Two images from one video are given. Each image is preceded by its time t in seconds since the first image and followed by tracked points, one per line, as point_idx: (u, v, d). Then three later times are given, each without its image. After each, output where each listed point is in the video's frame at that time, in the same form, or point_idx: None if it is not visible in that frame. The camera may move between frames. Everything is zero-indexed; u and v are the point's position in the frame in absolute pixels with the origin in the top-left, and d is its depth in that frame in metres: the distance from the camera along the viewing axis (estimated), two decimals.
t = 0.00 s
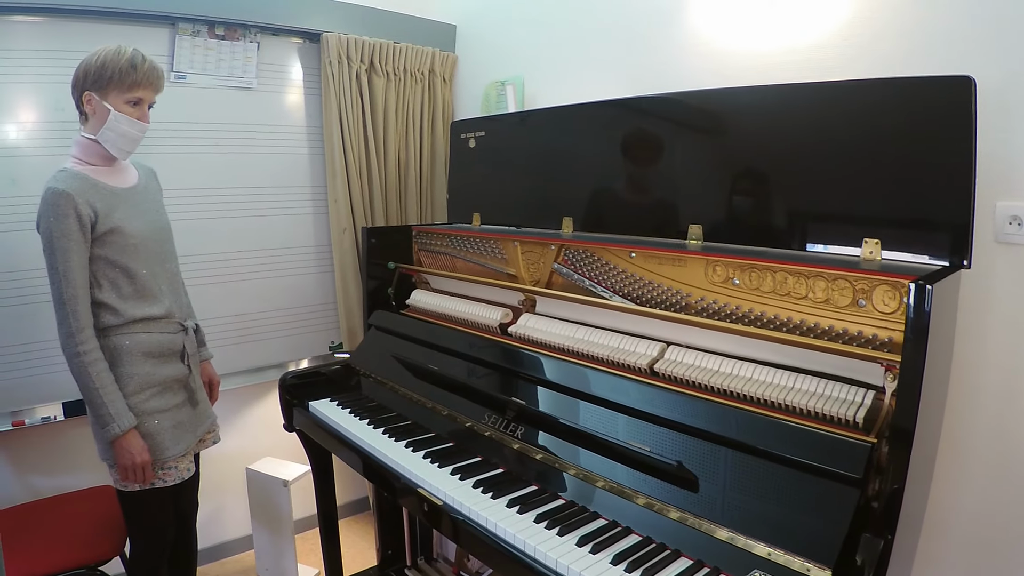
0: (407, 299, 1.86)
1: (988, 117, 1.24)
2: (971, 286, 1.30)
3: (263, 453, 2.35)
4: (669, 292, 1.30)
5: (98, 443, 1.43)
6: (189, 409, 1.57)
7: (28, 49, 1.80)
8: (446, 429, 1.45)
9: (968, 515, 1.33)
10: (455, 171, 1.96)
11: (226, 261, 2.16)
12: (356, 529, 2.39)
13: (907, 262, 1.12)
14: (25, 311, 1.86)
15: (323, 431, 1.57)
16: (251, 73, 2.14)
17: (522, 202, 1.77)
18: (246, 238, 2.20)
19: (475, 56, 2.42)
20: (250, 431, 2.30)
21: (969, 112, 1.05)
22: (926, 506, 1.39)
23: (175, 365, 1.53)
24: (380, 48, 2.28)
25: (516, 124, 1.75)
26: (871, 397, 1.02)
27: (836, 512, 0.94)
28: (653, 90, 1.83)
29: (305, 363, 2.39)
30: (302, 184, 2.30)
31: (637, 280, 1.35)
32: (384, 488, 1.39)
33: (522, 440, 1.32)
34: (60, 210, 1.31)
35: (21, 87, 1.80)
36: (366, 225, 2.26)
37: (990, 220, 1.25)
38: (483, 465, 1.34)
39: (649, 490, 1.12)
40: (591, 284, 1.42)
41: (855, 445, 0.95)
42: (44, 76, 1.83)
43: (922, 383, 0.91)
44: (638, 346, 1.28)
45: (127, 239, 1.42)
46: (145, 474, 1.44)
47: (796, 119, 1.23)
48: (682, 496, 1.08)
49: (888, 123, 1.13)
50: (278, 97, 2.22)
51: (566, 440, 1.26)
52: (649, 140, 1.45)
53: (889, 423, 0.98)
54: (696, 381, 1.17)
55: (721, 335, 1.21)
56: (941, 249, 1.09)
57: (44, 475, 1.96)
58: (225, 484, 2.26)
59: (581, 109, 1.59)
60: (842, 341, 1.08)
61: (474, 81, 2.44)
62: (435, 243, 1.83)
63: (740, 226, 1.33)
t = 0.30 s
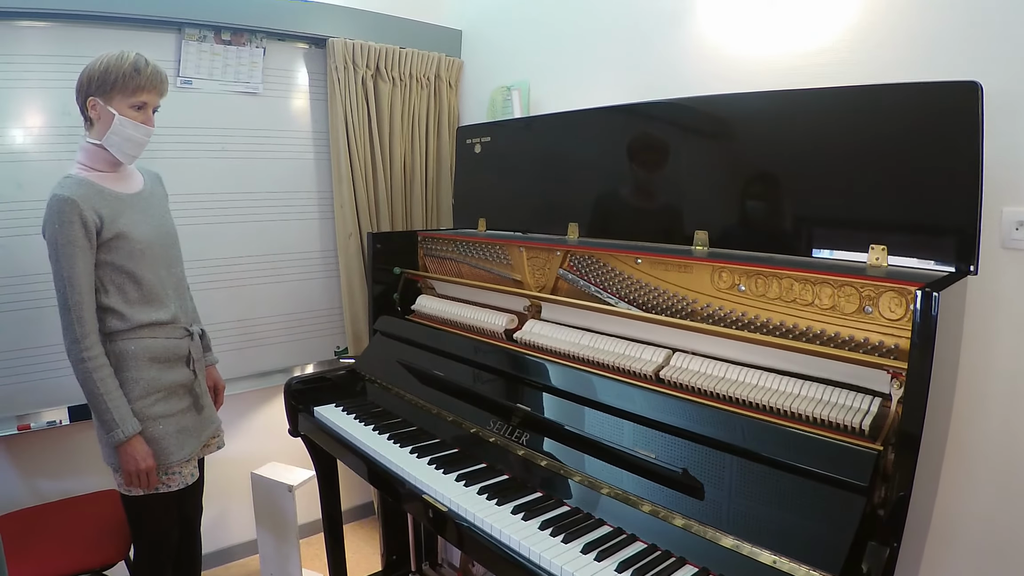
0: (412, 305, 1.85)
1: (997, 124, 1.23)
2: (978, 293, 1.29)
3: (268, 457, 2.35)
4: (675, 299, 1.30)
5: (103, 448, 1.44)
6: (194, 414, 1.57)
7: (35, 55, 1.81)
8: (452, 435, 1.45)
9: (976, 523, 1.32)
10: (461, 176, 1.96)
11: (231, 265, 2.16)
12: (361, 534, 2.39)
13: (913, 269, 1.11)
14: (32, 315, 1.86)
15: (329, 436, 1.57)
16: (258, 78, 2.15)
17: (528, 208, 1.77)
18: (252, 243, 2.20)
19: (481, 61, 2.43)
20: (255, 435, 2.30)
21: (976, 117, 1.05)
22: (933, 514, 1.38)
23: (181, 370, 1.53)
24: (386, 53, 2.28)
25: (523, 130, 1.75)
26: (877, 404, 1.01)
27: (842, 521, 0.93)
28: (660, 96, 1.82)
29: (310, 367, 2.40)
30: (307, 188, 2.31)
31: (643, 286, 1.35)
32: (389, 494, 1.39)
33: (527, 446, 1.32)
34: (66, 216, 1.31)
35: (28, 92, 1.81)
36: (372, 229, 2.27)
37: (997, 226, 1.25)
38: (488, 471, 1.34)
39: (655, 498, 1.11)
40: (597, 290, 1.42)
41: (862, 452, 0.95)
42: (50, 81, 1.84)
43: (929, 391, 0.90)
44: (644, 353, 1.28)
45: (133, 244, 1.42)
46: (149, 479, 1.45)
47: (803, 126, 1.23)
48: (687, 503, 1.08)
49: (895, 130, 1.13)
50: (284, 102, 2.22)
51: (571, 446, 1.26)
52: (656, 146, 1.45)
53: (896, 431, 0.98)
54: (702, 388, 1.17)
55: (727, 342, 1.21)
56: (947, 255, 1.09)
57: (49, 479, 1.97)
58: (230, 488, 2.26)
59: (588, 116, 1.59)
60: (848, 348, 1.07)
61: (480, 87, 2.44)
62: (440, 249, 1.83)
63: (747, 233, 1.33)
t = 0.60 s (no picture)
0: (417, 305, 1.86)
1: (1005, 125, 1.22)
2: (985, 294, 1.28)
3: (272, 457, 2.35)
4: (680, 300, 1.30)
5: (108, 448, 1.44)
6: (199, 414, 1.57)
7: (40, 55, 1.81)
8: (456, 435, 1.45)
9: (981, 524, 1.32)
10: (465, 177, 1.96)
11: (235, 266, 2.17)
12: (364, 535, 2.39)
13: (919, 270, 1.11)
14: (37, 316, 1.87)
15: (333, 436, 1.58)
16: (262, 79, 2.15)
17: (533, 208, 1.77)
18: (256, 243, 2.20)
19: (485, 61, 2.43)
20: (259, 435, 2.31)
21: (982, 118, 1.04)
22: (939, 515, 1.38)
23: (186, 370, 1.53)
24: (390, 54, 2.28)
25: (527, 130, 1.75)
26: (883, 406, 1.01)
27: (847, 523, 0.93)
28: (665, 97, 1.82)
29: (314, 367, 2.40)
30: (311, 189, 2.31)
31: (648, 287, 1.35)
32: (393, 494, 1.40)
33: (531, 447, 1.31)
34: (70, 218, 1.31)
35: (33, 92, 1.82)
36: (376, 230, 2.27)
37: (1004, 228, 1.24)
38: (492, 472, 1.34)
39: (659, 499, 1.11)
40: (602, 291, 1.41)
41: (867, 454, 0.95)
42: (55, 81, 1.84)
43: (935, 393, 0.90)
44: (648, 354, 1.28)
45: (138, 245, 1.43)
46: (153, 480, 1.45)
47: (808, 127, 1.22)
48: (692, 504, 1.08)
49: (902, 130, 1.12)
50: (289, 103, 2.23)
51: (576, 448, 1.26)
52: (661, 147, 1.45)
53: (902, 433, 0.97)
54: (707, 389, 1.17)
55: (732, 343, 1.21)
56: (953, 257, 1.09)
57: (54, 479, 1.97)
58: (234, 488, 2.26)
59: (593, 117, 1.58)
60: (854, 350, 1.07)
61: (484, 87, 2.44)
62: (445, 249, 1.83)
63: (752, 234, 1.32)
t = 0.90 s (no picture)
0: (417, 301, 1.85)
1: (1007, 117, 1.22)
2: (986, 289, 1.28)
3: (273, 454, 2.35)
4: (680, 294, 1.30)
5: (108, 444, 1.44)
6: (199, 410, 1.57)
7: (40, 51, 1.81)
8: (456, 431, 1.45)
9: (982, 519, 1.32)
10: (465, 173, 1.96)
11: (235, 262, 2.17)
12: (365, 531, 2.40)
13: (920, 265, 1.11)
14: (37, 312, 1.87)
15: (332, 433, 1.57)
16: (262, 74, 2.15)
17: (533, 204, 1.77)
18: (256, 240, 2.20)
19: (486, 57, 2.42)
20: (259, 432, 2.31)
21: (984, 111, 1.04)
22: (939, 510, 1.38)
23: (186, 367, 1.53)
24: (390, 49, 2.28)
25: (528, 125, 1.75)
26: (884, 401, 1.01)
27: (848, 518, 0.93)
28: (665, 91, 1.82)
29: (315, 364, 2.40)
30: (312, 185, 2.30)
31: (649, 282, 1.34)
32: (393, 491, 1.39)
33: (531, 443, 1.31)
34: (71, 213, 1.31)
35: (33, 88, 1.81)
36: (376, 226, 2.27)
37: (1005, 222, 1.24)
38: (493, 468, 1.34)
39: (659, 494, 1.11)
40: (602, 286, 1.41)
41: (868, 449, 0.94)
42: (56, 77, 1.84)
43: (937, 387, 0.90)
44: (649, 349, 1.28)
45: (138, 241, 1.42)
46: (153, 476, 1.45)
47: (809, 120, 1.22)
48: (692, 500, 1.07)
49: (904, 123, 1.12)
50: (289, 98, 2.22)
51: (576, 443, 1.25)
52: (661, 142, 1.44)
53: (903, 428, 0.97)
54: (707, 384, 1.16)
55: (733, 338, 1.21)
56: (954, 251, 1.08)
57: (54, 475, 1.97)
58: (235, 485, 2.27)
59: (593, 111, 1.58)
60: (855, 345, 1.07)
61: (485, 83, 2.43)
62: (445, 244, 1.83)
63: (753, 229, 1.32)
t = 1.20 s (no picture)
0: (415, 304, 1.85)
1: (1006, 120, 1.21)
2: (986, 292, 1.27)
3: (271, 457, 2.35)
4: (679, 298, 1.29)
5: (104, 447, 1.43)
6: (197, 414, 1.57)
7: (38, 53, 1.81)
8: (454, 435, 1.44)
9: (982, 522, 1.31)
10: (464, 176, 1.96)
11: (234, 265, 2.16)
12: (363, 534, 2.39)
13: (919, 268, 1.10)
14: (35, 314, 1.87)
15: (330, 436, 1.57)
16: (260, 76, 2.14)
17: (531, 207, 1.77)
18: (255, 242, 2.20)
19: (485, 59, 2.42)
20: (258, 435, 2.30)
21: (983, 114, 1.04)
22: (938, 513, 1.37)
23: (184, 370, 1.53)
24: (389, 51, 2.28)
25: (527, 128, 1.74)
26: (884, 406, 1.00)
27: (847, 524, 0.92)
28: (665, 93, 1.81)
29: (313, 366, 2.39)
30: (311, 187, 2.30)
31: (647, 286, 1.34)
32: (391, 495, 1.39)
33: (529, 447, 1.31)
34: (69, 215, 1.31)
35: (31, 90, 1.81)
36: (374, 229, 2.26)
37: (1005, 226, 1.23)
38: (491, 472, 1.33)
39: (658, 499, 1.11)
40: (600, 289, 1.41)
41: (867, 454, 0.94)
42: (54, 79, 1.84)
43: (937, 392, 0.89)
44: (648, 353, 1.27)
45: (136, 243, 1.42)
46: (150, 479, 1.44)
47: (808, 123, 1.21)
48: (691, 505, 1.07)
49: (905, 125, 1.11)
50: (288, 100, 2.22)
51: (574, 448, 1.25)
52: (660, 145, 1.44)
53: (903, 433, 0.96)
54: (706, 388, 1.16)
55: (732, 342, 1.20)
56: (954, 254, 1.08)
57: (52, 479, 1.97)
58: (233, 487, 2.26)
59: (591, 114, 1.58)
60: (855, 349, 1.06)
61: (484, 85, 2.43)
62: (443, 247, 1.82)
63: (751, 232, 1.32)
